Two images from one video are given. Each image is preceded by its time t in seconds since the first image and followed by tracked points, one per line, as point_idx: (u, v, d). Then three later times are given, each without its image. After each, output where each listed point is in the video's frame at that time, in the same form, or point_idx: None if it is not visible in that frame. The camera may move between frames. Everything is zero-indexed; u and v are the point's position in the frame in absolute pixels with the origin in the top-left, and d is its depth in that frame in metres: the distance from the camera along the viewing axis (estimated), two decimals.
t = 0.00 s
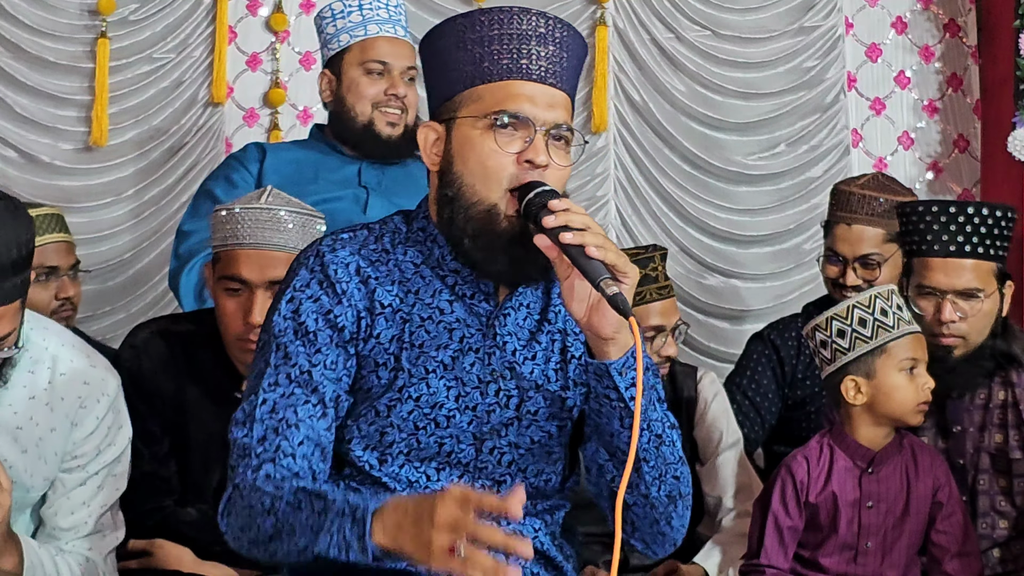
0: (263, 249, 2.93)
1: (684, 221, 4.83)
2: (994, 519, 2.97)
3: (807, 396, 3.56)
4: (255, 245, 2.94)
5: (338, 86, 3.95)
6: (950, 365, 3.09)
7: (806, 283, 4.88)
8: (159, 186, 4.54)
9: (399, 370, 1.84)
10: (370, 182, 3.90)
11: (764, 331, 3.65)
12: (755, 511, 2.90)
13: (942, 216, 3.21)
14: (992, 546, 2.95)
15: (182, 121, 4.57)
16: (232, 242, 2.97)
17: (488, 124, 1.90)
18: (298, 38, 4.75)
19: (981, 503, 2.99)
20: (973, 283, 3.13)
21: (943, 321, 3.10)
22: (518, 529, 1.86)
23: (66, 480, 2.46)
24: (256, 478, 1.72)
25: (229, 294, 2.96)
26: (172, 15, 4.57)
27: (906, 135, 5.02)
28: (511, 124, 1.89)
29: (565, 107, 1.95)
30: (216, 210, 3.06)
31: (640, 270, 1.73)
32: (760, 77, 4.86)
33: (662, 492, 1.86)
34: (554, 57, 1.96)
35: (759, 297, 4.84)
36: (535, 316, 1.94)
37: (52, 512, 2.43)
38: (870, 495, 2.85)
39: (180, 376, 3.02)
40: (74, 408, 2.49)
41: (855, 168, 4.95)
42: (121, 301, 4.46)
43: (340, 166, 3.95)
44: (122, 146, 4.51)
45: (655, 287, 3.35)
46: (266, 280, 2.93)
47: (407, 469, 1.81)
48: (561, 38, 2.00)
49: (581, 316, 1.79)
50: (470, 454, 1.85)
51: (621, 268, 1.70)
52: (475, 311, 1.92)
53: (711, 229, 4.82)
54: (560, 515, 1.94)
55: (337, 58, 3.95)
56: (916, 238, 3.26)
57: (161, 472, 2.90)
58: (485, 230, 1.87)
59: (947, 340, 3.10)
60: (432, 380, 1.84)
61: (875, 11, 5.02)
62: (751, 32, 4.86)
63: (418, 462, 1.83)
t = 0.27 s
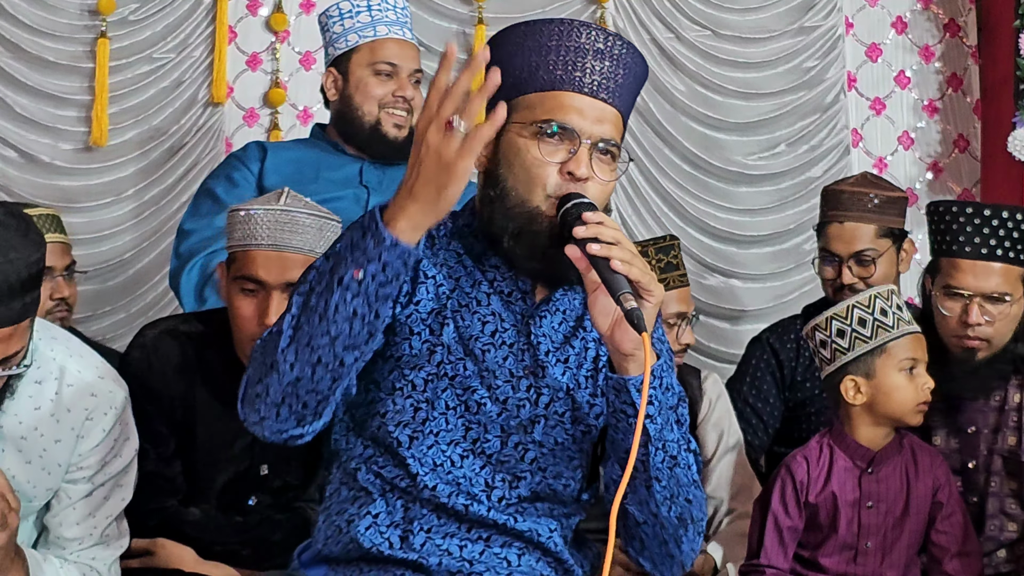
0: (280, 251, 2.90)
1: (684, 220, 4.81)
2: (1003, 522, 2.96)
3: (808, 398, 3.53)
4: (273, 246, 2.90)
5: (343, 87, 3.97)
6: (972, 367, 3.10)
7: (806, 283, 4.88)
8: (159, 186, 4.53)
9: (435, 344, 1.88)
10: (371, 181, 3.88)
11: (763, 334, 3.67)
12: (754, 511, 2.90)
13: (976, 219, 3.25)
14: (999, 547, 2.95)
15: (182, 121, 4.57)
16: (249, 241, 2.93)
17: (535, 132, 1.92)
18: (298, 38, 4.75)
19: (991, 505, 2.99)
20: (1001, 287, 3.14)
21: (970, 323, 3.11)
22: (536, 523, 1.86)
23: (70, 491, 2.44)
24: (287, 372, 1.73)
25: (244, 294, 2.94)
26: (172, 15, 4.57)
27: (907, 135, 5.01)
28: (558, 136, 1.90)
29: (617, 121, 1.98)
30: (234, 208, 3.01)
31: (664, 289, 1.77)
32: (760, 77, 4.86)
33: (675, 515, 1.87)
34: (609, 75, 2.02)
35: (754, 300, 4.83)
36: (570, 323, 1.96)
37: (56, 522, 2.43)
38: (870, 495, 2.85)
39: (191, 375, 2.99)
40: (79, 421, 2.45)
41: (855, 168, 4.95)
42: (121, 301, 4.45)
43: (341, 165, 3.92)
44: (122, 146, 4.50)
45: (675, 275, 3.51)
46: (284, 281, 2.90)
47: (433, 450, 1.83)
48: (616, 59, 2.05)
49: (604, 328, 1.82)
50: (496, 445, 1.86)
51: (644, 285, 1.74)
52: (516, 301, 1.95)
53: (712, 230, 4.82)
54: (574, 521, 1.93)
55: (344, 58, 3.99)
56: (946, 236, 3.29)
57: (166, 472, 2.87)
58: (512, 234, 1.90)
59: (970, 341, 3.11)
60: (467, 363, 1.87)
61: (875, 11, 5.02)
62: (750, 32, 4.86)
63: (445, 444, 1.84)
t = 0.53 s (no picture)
0: (269, 250, 2.89)
1: (684, 220, 4.79)
2: (1010, 523, 2.96)
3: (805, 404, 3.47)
4: (262, 245, 2.89)
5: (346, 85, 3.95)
6: (987, 369, 3.08)
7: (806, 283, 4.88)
8: (159, 186, 4.53)
9: (458, 337, 1.89)
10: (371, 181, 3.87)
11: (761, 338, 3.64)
12: (755, 511, 2.90)
13: (999, 221, 3.20)
14: (1003, 548, 2.95)
15: (182, 121, 4.57)
16: (238, 241, 2.92)
17: (562, 139, 1.94)
18: (298, 38, 4.75)
19: (998, 506, 2.98)
20: (1018, 291, 3.11)
21: (986, 325, 3.10)
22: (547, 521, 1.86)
23: (69, 474, 2.46)
24: (313, 303, 1.78)
25: (236, 294, 2.92)
26: (172, 15, 4.57)
27: (906, 135, 5.01)
28: (585, 142, 1.93)
29: (646, 133, 2.00)
30: (224, 208, 2.99)
31: (679, 294, 1.77)
32: (759, 77, 4.87)
33: (683, 527, 1.87)
34: (643, 87, 2.02)
35: (751, 300, 4.83)
36: (593, 328, 1.96)
37: (57, 509, 2.44)
38: (870, 495, 2.85)
39: (190, 374, 2.96)
40: (76, 403, 2.46)
41: (855, 168, 4.94)
42: (121, 301, 4.45)
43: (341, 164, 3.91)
44: (123, 146, 4.51)
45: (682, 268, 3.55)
46: (274, 281, 2.89)
47: (451, 442, 1.83)
48: (652, 70, 2.06)
49: (619, 332, 1.80)
50: (512, 443, 1.86)
51: (659, 289, 1.75)
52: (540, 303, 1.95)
53: (712, 230, 4.81)
54: (587, 525, 1.92)
55: (349, 58, 3.97)
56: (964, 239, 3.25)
57: (165, 472, 2.87)
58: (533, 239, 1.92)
59: (984, 343, 3.10)
60: (489, 358, 1.88)
61: (875, 11, 5.02)
62: (750, 32, 4.86)
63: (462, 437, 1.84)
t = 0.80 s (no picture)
0: (246, 247, 2.89)
1: (685, 220, 4.79)
2: (1009, 523, 2.96)
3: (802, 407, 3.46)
4: (239, 243, 2.89)
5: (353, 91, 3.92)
6: (982, 369, 3.09)
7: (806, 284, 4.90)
8: (159, 186, 4.53)
9: (465, 337, 1.89)
10: (370, 182, 3.90)
11: (755, 344, 3.57)
12: (754, 511, 2.90)
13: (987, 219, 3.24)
14: (1003, 548, 2.94)
15: (182, 121, 4.57)
16: (215, 241, 2.92)
17: (568, 139, 1.95)
18: (298, 38, 4.75)
19: (998, 506, 2.98)
20: (1011, 288, 3.14)
21: (977, 324, 3.13)
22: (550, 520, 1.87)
23: (58, 439, 2.44)
24: (329, 310, 1.78)
25: (215, 293, 2.92)
26: (172, 15, 4.57)
27: (907, 135, 5.01)
28: (590, 142, 1.94)
29: (652, 133, 2.01)
30: (203, 207, 2.99)
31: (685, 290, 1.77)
32: (759, 77, 4.87)
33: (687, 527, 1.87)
34: (649, 86, 2.03)
35: (752, 300, 4.84)
36: (597, 330, 1.96)
37: (46, 476, 2.41)
38: (870, 495, 2.85)
39: (177, 378, 2.96)
40: (62, 367, 2.46)
41: (855, 168, 4.94)
42: (121, 301, 4.45)
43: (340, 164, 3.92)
44: (123, 146, 4.51)
45: (683, 263, 3.56)
46: (251, 279, 2.88)
47: (456, 441, 1.83)
48: (657, 69, 2.07)
49: (625, 330, 1.81)
50: (517, 443, 1.86)
51: (664, 285, 1.75)
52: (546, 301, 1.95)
53: (713, 230, 4.81)
54: (589, 526, 1.93)
55: (356, 60, 3.94)
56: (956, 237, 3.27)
57: (159, 472, 2.88)
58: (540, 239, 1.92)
59: (978, 342, 3.13)
60: (496, 358, 1.89)
61: (875, 11, 5.01)
62: (750, 32, 4.86)
63: (468, 437, 1.84)
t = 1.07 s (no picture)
0: (247, 246, 2.89)
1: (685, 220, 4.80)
2: (1001, 521, 2.96)
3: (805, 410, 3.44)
4: (240, 242, 2.89)
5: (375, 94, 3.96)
6: (963, 366, 3.09)
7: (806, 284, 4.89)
8: (159, 186, 4.53)
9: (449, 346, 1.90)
10: (371, 182, 3.88)
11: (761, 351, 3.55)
12: (754, 511, 2.89)
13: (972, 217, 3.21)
14: (997, 547, 2.94)
15: (182, 120, 4.56)
16: (216, 240, 2.92)
17: (549, 135, 1.93)
18: (298, 37, 4.74)
19: (988, 504, 2.98)
20: (987, 285, 3.15)
21: (954, 321, 3.14)
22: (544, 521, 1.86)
23: (45, 422, 2.66)
24: (323, 385, 1.75)
25: (215, 291, 2.93)
26: (172, 14, 4.57)
27: (907, 135, 5.01)
28: (573, 138, 1.92)
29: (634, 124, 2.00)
30: (204, 206, 2.99)
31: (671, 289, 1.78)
32: (760, 77, 4.86)
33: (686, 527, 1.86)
34: (629, 79, 2.03)
35: (752, 299, 4.84)
36: (582, 327, 1.92)
37: (36, 457, 2.62)
38: (870, 495, 2.85)
39: (173, 376, 2.97)
40: (42, 353, 2.70)
41: (855, 167, 4.95)
42: (121, 302, 4.45)
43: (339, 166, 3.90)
44: (124, 146, 4.51)
45: (688, 256, 3.57)
46: (252, 277, 2.89)
47: (444, 449, 1.82)
48: (635, 63, 2.07)
49: (611, 328, 1.82)
50: (507, 446, 1.85)
51: (650, 284, 1.75)
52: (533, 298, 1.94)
53: (715, 230, 4.81)
54: (585, 523, 1.92)
55: (379, 63, 3.98)
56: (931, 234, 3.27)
57: (157, 472, 2.87)
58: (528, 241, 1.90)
59: (956, 339, 3.13)
60: (480, 365, 1.87)
61: (875, 11, 5.02)
62: (750, 32, 4.86)
63: (455, 444, 1.83)
